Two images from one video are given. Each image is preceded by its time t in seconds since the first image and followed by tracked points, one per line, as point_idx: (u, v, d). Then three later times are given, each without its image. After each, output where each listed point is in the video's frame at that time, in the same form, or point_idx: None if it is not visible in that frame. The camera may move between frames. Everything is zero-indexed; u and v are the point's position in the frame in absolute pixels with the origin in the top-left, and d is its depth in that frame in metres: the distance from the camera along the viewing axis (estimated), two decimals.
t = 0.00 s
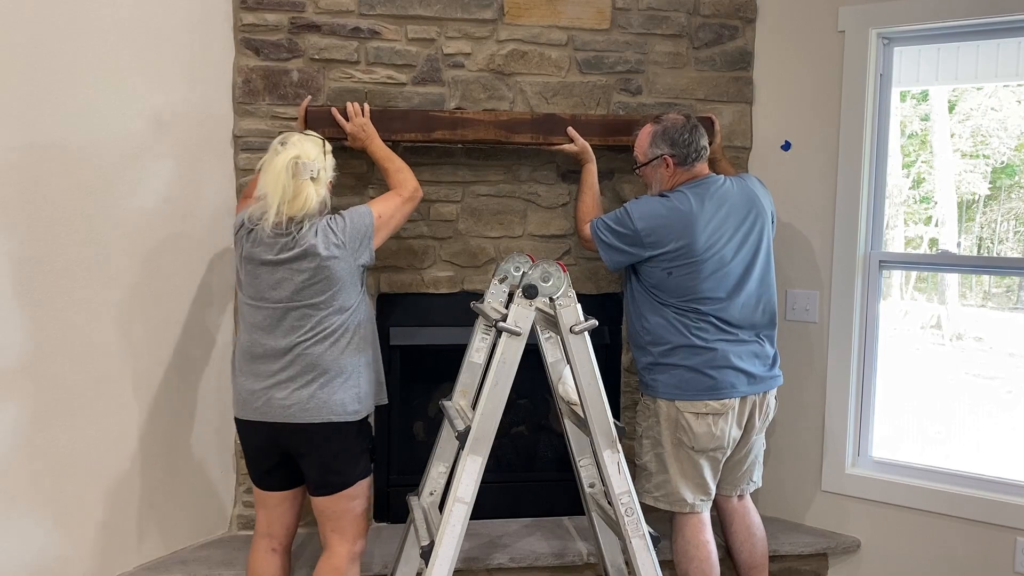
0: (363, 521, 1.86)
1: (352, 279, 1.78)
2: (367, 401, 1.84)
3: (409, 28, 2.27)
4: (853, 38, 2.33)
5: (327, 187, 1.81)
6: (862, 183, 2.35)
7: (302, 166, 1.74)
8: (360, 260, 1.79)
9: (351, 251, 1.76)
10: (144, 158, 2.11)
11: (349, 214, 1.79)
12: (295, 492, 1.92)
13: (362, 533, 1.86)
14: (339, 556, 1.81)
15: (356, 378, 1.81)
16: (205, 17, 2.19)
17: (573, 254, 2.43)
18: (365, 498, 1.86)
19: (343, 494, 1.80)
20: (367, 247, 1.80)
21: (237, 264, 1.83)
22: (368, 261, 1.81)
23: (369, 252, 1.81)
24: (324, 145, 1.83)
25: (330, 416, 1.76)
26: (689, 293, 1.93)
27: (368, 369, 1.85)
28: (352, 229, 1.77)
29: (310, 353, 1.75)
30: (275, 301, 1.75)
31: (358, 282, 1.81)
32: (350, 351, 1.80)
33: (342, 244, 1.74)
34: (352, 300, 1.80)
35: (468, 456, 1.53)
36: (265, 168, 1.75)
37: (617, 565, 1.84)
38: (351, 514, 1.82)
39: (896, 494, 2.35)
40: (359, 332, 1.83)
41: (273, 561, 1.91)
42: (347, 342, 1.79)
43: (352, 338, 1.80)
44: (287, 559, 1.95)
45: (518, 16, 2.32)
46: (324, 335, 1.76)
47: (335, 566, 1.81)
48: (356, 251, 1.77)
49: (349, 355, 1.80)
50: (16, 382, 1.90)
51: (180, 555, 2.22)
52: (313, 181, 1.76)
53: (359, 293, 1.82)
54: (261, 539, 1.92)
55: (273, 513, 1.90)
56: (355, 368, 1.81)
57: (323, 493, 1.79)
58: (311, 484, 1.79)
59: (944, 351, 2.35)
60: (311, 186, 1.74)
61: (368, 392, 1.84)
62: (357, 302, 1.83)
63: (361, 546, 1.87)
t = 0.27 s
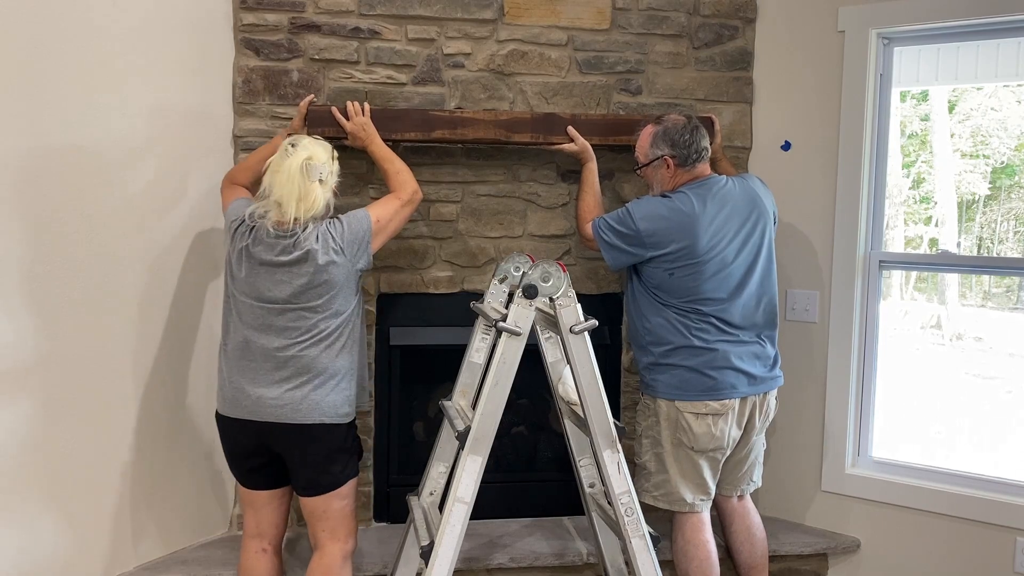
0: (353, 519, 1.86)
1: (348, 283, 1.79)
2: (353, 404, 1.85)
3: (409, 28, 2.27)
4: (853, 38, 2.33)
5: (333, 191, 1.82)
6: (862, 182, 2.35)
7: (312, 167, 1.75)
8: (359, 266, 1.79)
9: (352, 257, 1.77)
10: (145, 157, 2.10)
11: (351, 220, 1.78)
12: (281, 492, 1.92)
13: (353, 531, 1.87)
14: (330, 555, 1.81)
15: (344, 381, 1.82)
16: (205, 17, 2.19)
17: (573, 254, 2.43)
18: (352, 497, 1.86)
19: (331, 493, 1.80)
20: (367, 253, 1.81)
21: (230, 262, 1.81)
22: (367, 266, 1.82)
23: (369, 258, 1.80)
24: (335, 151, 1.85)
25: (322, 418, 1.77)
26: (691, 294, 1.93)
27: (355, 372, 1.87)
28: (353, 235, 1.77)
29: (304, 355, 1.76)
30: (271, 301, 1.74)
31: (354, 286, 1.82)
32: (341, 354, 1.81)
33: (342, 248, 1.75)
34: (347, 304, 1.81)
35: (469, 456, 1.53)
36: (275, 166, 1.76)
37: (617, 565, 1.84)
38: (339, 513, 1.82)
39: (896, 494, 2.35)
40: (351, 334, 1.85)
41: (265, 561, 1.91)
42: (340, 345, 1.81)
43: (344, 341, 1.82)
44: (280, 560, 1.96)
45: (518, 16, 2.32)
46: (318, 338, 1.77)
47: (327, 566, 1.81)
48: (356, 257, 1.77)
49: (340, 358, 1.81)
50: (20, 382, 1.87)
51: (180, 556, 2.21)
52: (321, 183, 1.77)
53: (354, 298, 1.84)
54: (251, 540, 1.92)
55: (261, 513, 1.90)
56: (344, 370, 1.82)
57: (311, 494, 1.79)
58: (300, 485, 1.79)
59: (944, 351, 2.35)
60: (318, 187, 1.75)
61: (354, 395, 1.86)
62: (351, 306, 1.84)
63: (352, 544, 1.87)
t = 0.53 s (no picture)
0: (347, 516, 1.86)
1: (342, 282, 1.80)
2: (347, 403, 1.85)
3: (409, 28, 2.27)
4: (853, 38, 2.33)
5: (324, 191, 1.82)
6: (862, 183, 2.35)
7: (302, 168, 1.74)
8: (352, 264, 1.80)
9: (346, 255, 1.78)
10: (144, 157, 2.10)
11: (345, 218, 1.80)
12: (274, 492, 1.91)
13: (348, 530, 1.86)
14: (326, 555, 1.81)
15: (338, 380, 1.82)
16: (205, 16, 2.19)
17: (573, 254, 2.43)
18: (345, 497, 1.85)
19: (324, 494, 1.80)
20: (361, 251, 1.82)
21: (225, 260, 1.81)
22: (361, 265, 1.83)
23: (363, 255, 1.83)
24: (324, 150, 1.84)
25: (317, 416, 1.77)
26: (692, 293, 1.93)
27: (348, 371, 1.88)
28: (347, 233, 1.78)
29: (299, 354, 1.76)
30: (266, 299, 1.74)
31: (348, 285, 1.83)
32: (335, 353, 1.82)
33: (336, 247, 1.76)
34: (341, 303, 1.82)
35: (469, 456, 1.53)
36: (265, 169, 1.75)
37: (617, 565, 1.84)
38: (332, 513, 1.82)
39: (896, 494, 2.35)
40: (345, 333, 1.85)
41: (260, 562, 1.91)
42: (334, 344, 1.82)
43: (338, 339, 1.83)
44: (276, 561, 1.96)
45: (518, 16, 2.32)
46: (313, 336, 1.77)
47: (323, 565, 1.81)
48: (350, 255, 1.79)
49: (334, 357, 1.82)
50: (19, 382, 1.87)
51: (180, 556, 2.21)
52: (312, 183, 1.77)
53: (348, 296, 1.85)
54: (245, 543, 1.91)
55: (255, 514, 1.90)
56: (338, 369, 1.83)
57: (306, 494, 1.79)
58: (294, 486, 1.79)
59: (945, 351, 2.35)
60: (309, 188, 1.75)
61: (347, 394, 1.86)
62: (345, 304, 1.85)
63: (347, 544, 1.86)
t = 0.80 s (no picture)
0: (349, 517, 1.86)
1: (346, 280, 1.80)
2: (352, 402, 1.85)
3: (409, 28, 2.27)
4: (853, 38, 2.33)
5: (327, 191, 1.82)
6: (862, 182, 2.35)
7: (304, 168, 1.75)
8: (355, 262, 1.81)
9: (349, 253, 1.78)
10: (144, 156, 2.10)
11: (348, 216, 1.80)
12: (278, 491, 1.91)
13: (350, 531, 1.86)
14: (327, 555, 1.81)
15: (344, 379, 1.82)
16: (205, 16, 2.19)
17: (573, 254, 2.43)
18: (348, 497, 1.85)
19: (326, 494, 1.80)
20: (365, 249, 1.82)
21: (229, 259, 1.81)
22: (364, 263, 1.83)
23: (366, 253, 1.83)
24: (326, 150, 1.84)
25: (321, 415, 1.77)
26: (693, 293, 1.93)
27: (354, 369, 1.87)
28: (350, 231, 1.78)
29: (304, 353, 1.76)
30: (270, 298, 1.75)
31: (352, 283, 1.83)
32: (340, 351, 1.82)
33: (340, 245, 1.76)
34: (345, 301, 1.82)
35: (469, 456, 1.53)
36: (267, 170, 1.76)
37: (617, 565, 1.84)
38: (334, 513, 1.82)
39: (896, 494, 2.35)
40: (349, 332, 1.85)
41: (262, 561, 1.91)
42: (339, 343, 1.81)
43: (343, 338, 1.83)
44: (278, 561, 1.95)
45: (518, 16, 2.32)
46: (318, 335, 1.77)
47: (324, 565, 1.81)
48: (353, 253, 1.79)
49: (339, 355, 1.81)
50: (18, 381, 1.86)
51: (180, 556, 2.21)
52: (314, 183, 1.77)
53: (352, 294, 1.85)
54: (248, 541, 1.91)
55: (258, 513, 1.90)
56: (343, 368, 1.82)
57: (308, 494, 1.79)
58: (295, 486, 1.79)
59: (945, 351, 2.35)
60: (311, 188, 1.75)
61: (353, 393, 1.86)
62: (349, 303, 1.85)
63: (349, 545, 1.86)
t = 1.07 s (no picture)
0: (353, 520, 1.86)
1: (355, 276, 1.80)
2: (365, 399, 1.85)
3: (409, 28, 2.27)
4: (853, 38, 2.33)
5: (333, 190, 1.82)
6: (862, 182, 2.35)
7: (309, 168, 1.75)
8: (364, 258, 1.80)
9: (357, 249, 1.78)
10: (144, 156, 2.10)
11: (354, 214, 1.80)
12: (286, 493, 1.91)
13: (352, 534, 1.86)
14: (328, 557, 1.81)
15: (355, 375, 1.82)
16: (205, 16, 2.19)
17: (573, 254, 2.43)
18: (353, 500, 1.85)
19: (330, 496, 1.80)
20: (372, 245, 1.82)
21: (239, 259, 1.82)
22: (372, 258, 1.82)
23: (374, 249, 1.82)
24: (331, 147, 1.84)
25: (333, 412, 1.77)
26: (694, 294, 1.93)
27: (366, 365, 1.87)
28: (357, 227, 1.78)
29: (313, 350, 1.76)
30: (280, 297, 1.75)
31: (361, 279, 1.83)
32: (350, 348, 1.82)
33: (348, 242, 1.76)
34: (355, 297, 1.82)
35: (469, 456, 1.53)
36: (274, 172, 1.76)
37: (617, 565, 1.84)
38: (338, 515, 1.81)
39: (896, 494, 2.35)
40: (359, 328, 1.84)
41: (267, 561, 1.91)
42: (348, 339, 1.81)
43: (354, 334, 1.82)
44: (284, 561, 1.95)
45: (518, 16, 2.32)
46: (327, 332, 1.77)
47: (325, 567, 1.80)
48: (360, 248, 1.79)
49: (349, 352, 1.81)
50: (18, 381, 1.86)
51: (180, 556, 2.21)
52: (320, 182, 1.77)
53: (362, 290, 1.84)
54: (255, 540, 1.92)
55: (266, 513, 1.90)
56: (355, 364, 1.82)
57: (312, 495, 1.79)
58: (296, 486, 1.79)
59: (945, 351, 2.35)
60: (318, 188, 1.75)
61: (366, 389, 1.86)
62: (360, 299, 1.84)
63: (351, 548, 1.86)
